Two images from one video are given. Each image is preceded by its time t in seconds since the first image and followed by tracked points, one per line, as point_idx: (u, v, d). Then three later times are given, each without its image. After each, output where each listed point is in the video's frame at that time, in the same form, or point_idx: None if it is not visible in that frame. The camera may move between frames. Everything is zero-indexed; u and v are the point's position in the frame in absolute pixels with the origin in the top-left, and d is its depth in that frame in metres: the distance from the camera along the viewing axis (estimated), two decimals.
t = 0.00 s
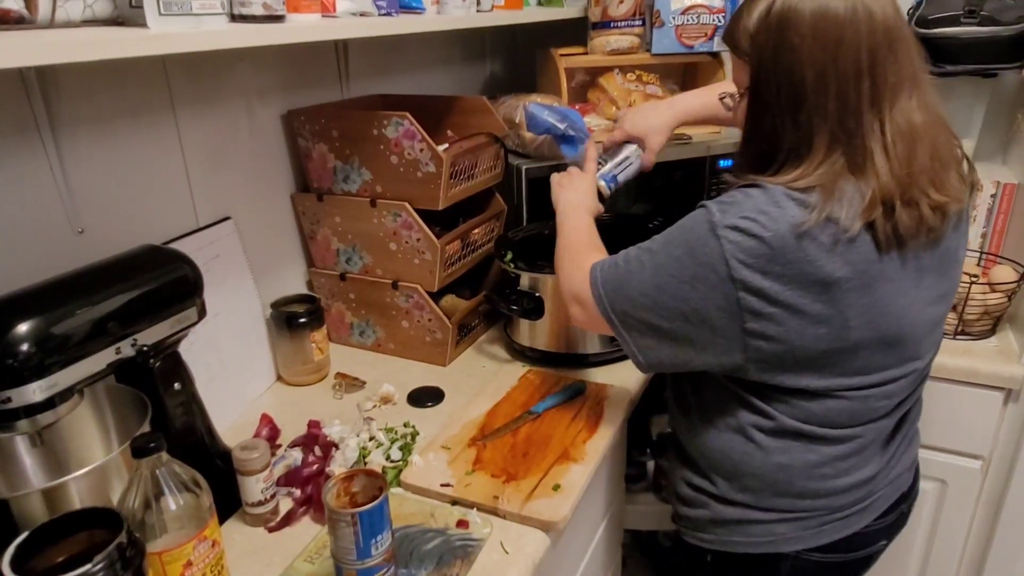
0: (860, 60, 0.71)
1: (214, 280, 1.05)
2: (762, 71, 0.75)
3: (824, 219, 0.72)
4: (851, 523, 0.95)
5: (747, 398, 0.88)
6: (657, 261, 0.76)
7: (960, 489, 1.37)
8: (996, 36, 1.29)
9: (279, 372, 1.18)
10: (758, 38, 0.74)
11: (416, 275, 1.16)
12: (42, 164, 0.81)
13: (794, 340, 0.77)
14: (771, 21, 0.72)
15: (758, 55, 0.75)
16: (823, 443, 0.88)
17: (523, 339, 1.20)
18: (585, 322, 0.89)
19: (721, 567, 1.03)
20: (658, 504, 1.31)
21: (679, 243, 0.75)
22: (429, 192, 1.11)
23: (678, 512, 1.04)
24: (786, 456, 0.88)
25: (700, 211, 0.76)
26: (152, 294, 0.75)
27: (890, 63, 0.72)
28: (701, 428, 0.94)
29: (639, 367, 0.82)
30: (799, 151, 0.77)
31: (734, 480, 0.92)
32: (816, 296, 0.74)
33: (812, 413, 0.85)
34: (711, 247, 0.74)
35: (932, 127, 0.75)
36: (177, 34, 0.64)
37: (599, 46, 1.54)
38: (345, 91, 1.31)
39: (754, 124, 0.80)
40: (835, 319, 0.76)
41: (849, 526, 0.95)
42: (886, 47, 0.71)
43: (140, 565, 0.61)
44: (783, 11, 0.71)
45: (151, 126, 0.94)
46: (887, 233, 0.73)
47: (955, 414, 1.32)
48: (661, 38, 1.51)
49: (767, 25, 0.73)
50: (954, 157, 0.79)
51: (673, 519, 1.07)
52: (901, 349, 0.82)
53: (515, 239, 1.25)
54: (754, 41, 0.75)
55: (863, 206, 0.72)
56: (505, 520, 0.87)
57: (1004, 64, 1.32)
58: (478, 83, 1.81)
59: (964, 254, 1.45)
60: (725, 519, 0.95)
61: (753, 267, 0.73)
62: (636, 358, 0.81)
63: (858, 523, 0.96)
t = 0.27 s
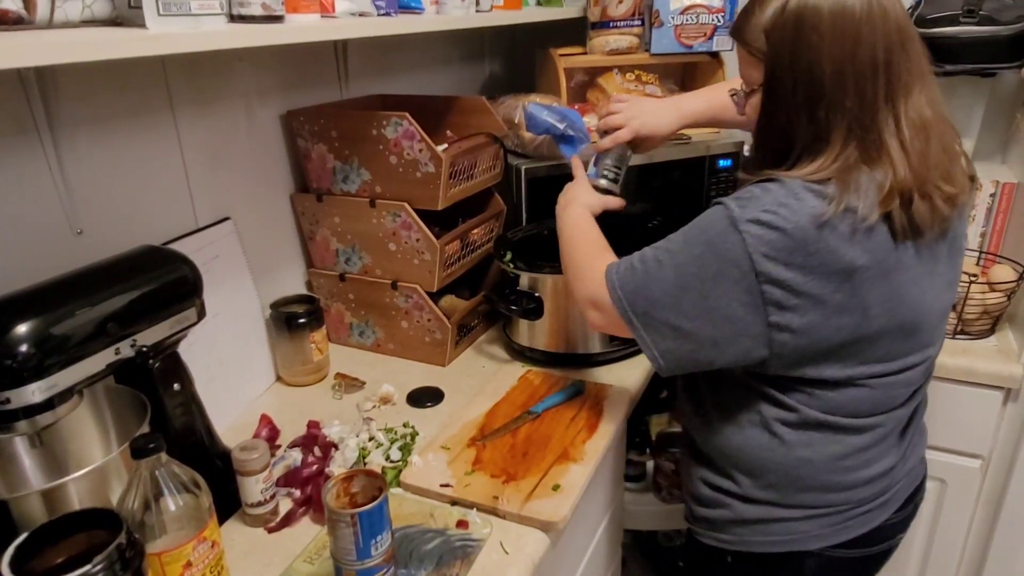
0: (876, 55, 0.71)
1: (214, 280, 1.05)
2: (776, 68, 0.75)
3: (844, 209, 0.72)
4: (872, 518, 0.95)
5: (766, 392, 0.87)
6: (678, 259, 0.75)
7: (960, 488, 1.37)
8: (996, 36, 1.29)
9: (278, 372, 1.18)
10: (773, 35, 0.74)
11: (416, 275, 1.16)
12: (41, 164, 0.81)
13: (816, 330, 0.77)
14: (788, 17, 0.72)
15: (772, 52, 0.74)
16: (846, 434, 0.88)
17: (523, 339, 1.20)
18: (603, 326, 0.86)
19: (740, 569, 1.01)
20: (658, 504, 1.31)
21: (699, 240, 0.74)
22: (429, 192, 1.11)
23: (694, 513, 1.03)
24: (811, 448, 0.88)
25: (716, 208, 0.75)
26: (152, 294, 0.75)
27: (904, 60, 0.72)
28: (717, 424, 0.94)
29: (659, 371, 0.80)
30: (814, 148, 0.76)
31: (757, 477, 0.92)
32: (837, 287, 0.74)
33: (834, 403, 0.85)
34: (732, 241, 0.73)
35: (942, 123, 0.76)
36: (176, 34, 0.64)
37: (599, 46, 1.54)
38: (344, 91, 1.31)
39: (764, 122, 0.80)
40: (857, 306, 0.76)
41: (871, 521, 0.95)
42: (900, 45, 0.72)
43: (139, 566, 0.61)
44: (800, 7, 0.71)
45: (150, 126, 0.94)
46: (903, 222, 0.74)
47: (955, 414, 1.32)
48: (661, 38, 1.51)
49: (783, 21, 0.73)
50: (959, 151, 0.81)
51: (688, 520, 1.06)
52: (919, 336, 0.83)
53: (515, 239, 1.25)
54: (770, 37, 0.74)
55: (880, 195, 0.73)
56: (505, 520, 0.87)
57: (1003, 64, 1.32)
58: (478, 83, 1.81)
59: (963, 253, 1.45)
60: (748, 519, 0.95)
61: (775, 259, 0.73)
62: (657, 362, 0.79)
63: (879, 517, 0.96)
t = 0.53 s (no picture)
0: (882, 52, 0.72)
1: (213, 280, 1.05)
2: (780, 65, 0.74)
3: (848, 201, 0.72)
4: (887, 516, 0.95)
5: (774, 390, 0.86)
6: (682, 258, 0.75)
7: (959, 488, 1.37)
8: (997, 36, 1.29)
9: (278, 372, 1.17)
10: (777, 32, 0.74)
11: (415, 275, 1.16)
12: (40, 165, 0.80)
13: (826, 325, 0.77)
14: (792, 14, 0.72)
15: (776, 48, 0.74)
16: (859, 430, 0.88)
17: (523, 339, 1.20)
18: (609, 329, 0.87)
19: None
20: (658, 504, 1.31)
21: (703, 238, 0.75)
22: (429, 192, 1.11)
23: (705, 519, 1.02)
24: (825, 446, 0.87)
25: (719, 207, 0.76)
26: (152, 294, 0.75)
27: (907, 57, 0.73)
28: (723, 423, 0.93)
29: (670, 367, 0.81)
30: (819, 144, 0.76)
31: (773, 479, 0.91)
32: (845, 280, 0.74)
33: (844, 398, 0.85)
34: (737, 237, 0.73)
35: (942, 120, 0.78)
36: (174, 34, 0.64)
37: (598, 46, 1.54)
38: (344, 91, 1.31)
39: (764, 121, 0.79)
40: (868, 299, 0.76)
41: (886, 518, 0.95)
42: (903, 43, 0.73)
43: (139, 567, 0.61)
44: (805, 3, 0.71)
45: (149, 126, 0.94)
46: (909, 219, 0.74)
47: (954, 414, 1.32)
48: (660, 38, 1.51)
49: (788, 17, 0.72)
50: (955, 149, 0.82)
51: (699, 528, 1.04)
52: (925, 329, 0.83)
53: (514, 240, 1.25)
54: (774, 34, 0.74)
55: (885, 189, 0.73)
56: (504, 520, 0.87)
57: (1005, 63, 1.32)
58: (477, 83, 1.81)
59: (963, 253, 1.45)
60: (767, 523, 0.93)
61: (781, 254, 0.73)
62: (664, 358, 0.79)
63: (894, 514, 0.96)
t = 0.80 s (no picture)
0: (866, 61, 0.71)
1: (214, 281, 1.05)
2: (761, 74, 0.74)
3: (827, 220, 0.71)
4: (878, 541, 0.94)
5: (754, 415, 0.86)
6: (658, 270, 0.75)
7: (959, 488, 1.37)
8: (996, 36, 1.29)
9: (278, 373, 1.18)
10: (756, 40, 0.73)
11: (416, 276, 1.17)
12: (41, 166, 0.81)
13: (803, 349, 0.76)
14: (773, 22, 0.71)
15: (757, 58, 0.73)
16: (843, 456, 0.87)
17: (523, 339, 1.20)
18: (586, 330, 0.90)
19: None
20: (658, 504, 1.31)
21: (680, 251, 0.74)
22: (429, 193, 1.11)
23: (693, 543, 1.01)
24: (806, 473, 0.87)
25: (696, 219, 0.75)
26: (152, 295, 0.75)
27: (893, 66, 0.72)
28: (705, 446, 0.93)
29: (641, 379, 0.82)
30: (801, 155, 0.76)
31: (754, 505, 0.90)
32: (823, 302, 0.74)
33: (824, 425, 0.84)
34: (711, 254, 0.73)
35: (928, 129, 0.77)
36: (175, 36, 0.64)
37: (598, 47, 1.54)
38: (344, 91, 1.31)
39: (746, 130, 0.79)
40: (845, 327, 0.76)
41: (875, 544, 0.94)
42: (887, 50, 0.72)
43: (140, 568, 0.61)
44: (785, 12, 0.70)
45: (150, 127, 0.94)
46: (890, 239, 0.74)
47: (955, 414, 1.32)
48: (660, 38, 1.51)
49: (768, 26, 0.71)
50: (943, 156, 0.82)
51: (687, 551, 1.04)
52: (909, 352, 0.82)
53: (514, 240, 1.25)
54: (755, 42, 0.73)
55: (869, 207, 0.73)
56: (505, 520, 0.87)
57: (1006, 64, 1.32)
58: (477, 83, 1.81)
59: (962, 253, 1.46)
60: (750, 551, 0.93)
61: (756, 273, 0.72)
62: (639, 371, 0.80)
63: (882, 538, 0.95)
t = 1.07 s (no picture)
0: (838, 72, 0.69)
1: (213, 281, 1.05)
2: (735, 82, 0.74)
3: (783, 238, 0.69)
4: (849, 570, 0.93)
5: (721, 433, 0.86)
6: (619, 276, 0.77)
7: (960, 488, 1.37)
8: (996, 35, 1.28)
9: (278, 373, 1.17)
10: (733, 46, 0.73)
11: (415, 275, 1.16)
12: (40, 165, 0.80)
13: (761, 372, 0.75)
14: (745, 30, 0.71)
15: (732, 65, 0.73)
16: (806, 483, 0.85)
17: (523, 339, 1.19)
18: (562, 327, 0.93)
19: None
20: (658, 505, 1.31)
21: (641, 259, 0.75)
22: (428, 193, 1.11)
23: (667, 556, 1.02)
24: (766, 497, 0.86)
25: (663, 228, 0.75)
26: (151, 295, 0.75)
27: (871, 76, 0.70)
28: (677, 460, 0.94)
29: (611, 384, 0.84)
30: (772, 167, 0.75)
31: (717, 525, 0.91)
32: (781, 324, 0.72)
33: (787, 450, 0.83)
34: (665, 266, 0.73)
35: (921, 143, 0.73)
36: (173, 34, 0.64)
37: (598, 46, 1.54)
38: (343, 91, 1.31)
39: (726, 138, 0.79)
40: (803, 354, 0.74)
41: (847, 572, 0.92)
42: (868, 58, 0.69)
43: (140, 568, 0.61)
44: (756, 19, 0.70)
45: (148, 127, 0.93)
46: (855, 263, 0.71)
47: (955, 413, 1.32)
48: (660, 38, 1.51)
49: (740, 33, 0.72)
50: (947, 172, 0.76)
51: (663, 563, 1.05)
52: (886, 382, 0.79)
53: (514, 240, 1.25)
54: (728, 49, 0.73)
55: (834, 229, 0.70)
56: (505, 520, 0.87)
57: (1004, 62, 1.31)
58: (477, 83, 1.81)
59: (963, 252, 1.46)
60: (712, 568, 0.93)
61: (709, 290, 0.72)
62: (603, 373, 0.83)
63: (855, 568, 0.93)
